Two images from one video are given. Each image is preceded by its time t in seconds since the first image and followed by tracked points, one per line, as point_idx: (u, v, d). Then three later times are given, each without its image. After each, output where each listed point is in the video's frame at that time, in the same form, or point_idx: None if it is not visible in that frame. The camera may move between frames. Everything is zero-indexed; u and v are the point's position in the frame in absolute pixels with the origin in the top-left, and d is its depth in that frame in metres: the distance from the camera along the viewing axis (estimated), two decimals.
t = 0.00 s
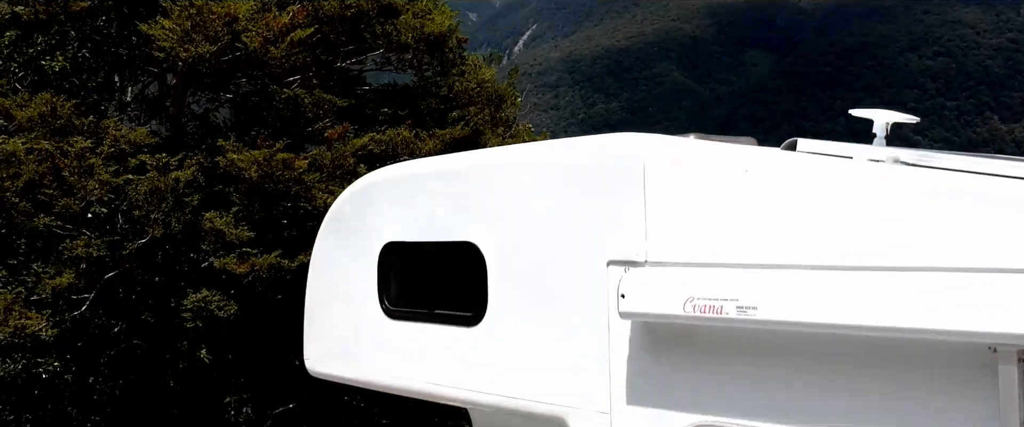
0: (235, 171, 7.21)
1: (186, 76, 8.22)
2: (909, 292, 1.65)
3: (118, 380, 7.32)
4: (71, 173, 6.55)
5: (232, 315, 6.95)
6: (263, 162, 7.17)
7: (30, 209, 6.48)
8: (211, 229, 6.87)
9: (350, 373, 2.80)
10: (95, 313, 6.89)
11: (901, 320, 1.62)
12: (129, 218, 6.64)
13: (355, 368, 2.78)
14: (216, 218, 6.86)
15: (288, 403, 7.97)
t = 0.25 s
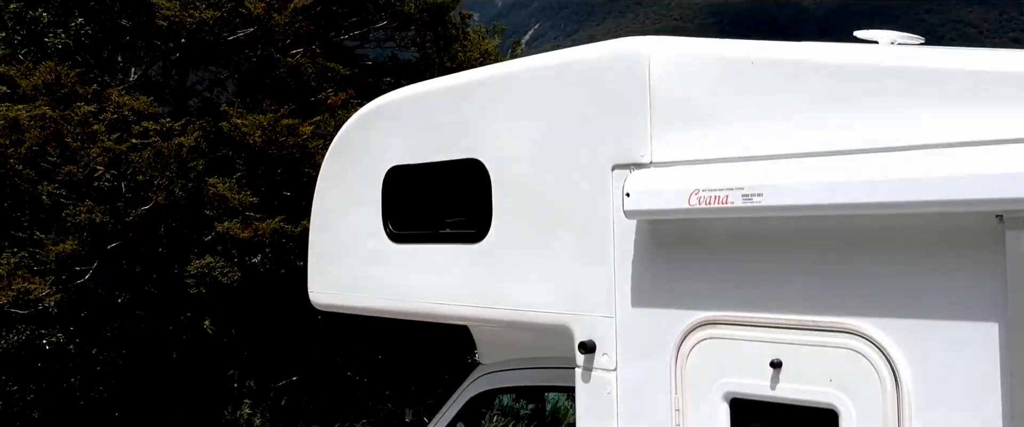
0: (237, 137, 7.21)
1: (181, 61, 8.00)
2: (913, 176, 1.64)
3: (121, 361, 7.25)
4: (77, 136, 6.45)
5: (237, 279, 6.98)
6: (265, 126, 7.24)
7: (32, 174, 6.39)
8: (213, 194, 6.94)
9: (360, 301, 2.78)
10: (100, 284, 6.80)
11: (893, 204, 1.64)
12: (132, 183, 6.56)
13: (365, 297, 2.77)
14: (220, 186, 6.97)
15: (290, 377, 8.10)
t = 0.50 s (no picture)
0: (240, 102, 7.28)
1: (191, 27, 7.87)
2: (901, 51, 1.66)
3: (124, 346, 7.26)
4: (79, 103, 6.56)
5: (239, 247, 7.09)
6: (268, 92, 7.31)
7: (35, 143, 6.46)
8: (215, 162, 7.07)
9: (364, 231, 2.72)
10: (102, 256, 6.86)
11: (892, 69, 1.64)
12: (130, 151, 6.62)
13: (369, 228, 2.72)
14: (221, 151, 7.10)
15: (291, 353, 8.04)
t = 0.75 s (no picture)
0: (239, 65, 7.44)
1: None
2: None
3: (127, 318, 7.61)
4: (80, 74, 6.98)
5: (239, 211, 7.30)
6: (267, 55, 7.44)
7: (33, 109, 6.82)
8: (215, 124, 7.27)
9: (366, 153, 2.67)
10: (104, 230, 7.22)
11: None
12: (130, 116, 6.99)
13: (372, 148, 2.66)
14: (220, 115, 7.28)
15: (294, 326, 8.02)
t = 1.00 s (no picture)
0: (194, 13, 7.07)
1: None
2: None
3: (64, 306, 7.09)
4: (11, 18, 6.60)
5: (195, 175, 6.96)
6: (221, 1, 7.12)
7: None
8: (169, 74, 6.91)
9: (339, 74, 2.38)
10: (42, 198, 6.83)
11: None
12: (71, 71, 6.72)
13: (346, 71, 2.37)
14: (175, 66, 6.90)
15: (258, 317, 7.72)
